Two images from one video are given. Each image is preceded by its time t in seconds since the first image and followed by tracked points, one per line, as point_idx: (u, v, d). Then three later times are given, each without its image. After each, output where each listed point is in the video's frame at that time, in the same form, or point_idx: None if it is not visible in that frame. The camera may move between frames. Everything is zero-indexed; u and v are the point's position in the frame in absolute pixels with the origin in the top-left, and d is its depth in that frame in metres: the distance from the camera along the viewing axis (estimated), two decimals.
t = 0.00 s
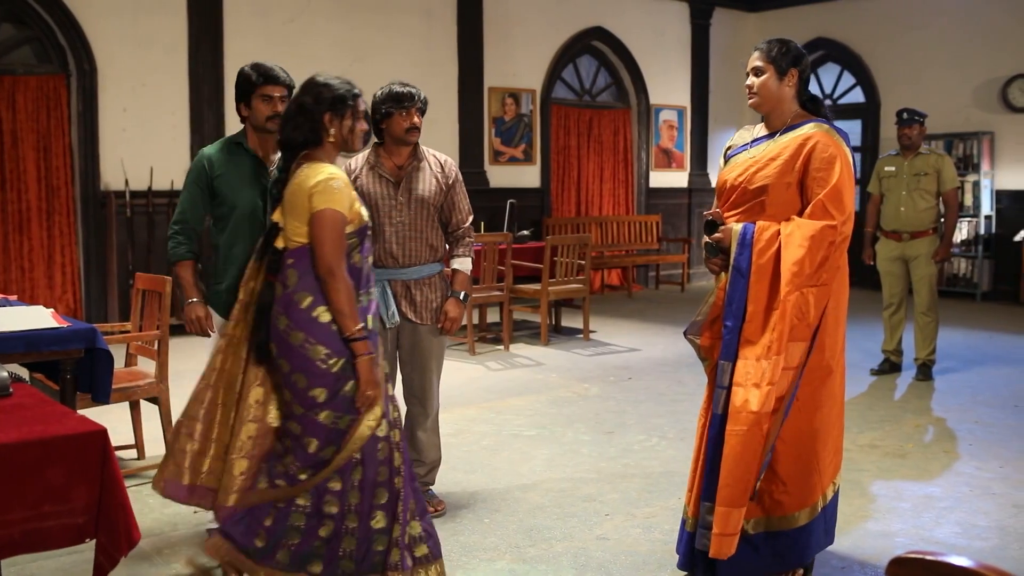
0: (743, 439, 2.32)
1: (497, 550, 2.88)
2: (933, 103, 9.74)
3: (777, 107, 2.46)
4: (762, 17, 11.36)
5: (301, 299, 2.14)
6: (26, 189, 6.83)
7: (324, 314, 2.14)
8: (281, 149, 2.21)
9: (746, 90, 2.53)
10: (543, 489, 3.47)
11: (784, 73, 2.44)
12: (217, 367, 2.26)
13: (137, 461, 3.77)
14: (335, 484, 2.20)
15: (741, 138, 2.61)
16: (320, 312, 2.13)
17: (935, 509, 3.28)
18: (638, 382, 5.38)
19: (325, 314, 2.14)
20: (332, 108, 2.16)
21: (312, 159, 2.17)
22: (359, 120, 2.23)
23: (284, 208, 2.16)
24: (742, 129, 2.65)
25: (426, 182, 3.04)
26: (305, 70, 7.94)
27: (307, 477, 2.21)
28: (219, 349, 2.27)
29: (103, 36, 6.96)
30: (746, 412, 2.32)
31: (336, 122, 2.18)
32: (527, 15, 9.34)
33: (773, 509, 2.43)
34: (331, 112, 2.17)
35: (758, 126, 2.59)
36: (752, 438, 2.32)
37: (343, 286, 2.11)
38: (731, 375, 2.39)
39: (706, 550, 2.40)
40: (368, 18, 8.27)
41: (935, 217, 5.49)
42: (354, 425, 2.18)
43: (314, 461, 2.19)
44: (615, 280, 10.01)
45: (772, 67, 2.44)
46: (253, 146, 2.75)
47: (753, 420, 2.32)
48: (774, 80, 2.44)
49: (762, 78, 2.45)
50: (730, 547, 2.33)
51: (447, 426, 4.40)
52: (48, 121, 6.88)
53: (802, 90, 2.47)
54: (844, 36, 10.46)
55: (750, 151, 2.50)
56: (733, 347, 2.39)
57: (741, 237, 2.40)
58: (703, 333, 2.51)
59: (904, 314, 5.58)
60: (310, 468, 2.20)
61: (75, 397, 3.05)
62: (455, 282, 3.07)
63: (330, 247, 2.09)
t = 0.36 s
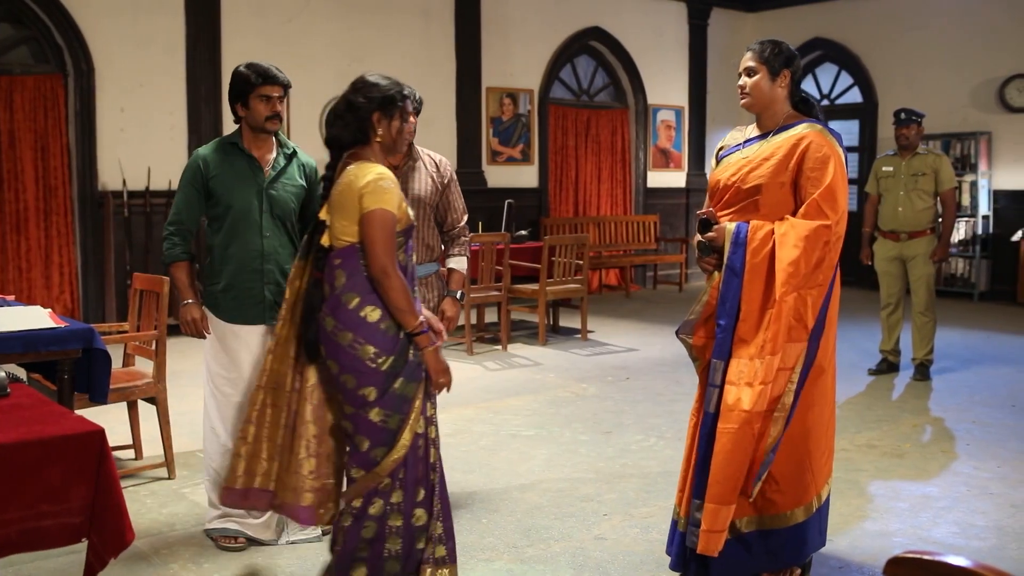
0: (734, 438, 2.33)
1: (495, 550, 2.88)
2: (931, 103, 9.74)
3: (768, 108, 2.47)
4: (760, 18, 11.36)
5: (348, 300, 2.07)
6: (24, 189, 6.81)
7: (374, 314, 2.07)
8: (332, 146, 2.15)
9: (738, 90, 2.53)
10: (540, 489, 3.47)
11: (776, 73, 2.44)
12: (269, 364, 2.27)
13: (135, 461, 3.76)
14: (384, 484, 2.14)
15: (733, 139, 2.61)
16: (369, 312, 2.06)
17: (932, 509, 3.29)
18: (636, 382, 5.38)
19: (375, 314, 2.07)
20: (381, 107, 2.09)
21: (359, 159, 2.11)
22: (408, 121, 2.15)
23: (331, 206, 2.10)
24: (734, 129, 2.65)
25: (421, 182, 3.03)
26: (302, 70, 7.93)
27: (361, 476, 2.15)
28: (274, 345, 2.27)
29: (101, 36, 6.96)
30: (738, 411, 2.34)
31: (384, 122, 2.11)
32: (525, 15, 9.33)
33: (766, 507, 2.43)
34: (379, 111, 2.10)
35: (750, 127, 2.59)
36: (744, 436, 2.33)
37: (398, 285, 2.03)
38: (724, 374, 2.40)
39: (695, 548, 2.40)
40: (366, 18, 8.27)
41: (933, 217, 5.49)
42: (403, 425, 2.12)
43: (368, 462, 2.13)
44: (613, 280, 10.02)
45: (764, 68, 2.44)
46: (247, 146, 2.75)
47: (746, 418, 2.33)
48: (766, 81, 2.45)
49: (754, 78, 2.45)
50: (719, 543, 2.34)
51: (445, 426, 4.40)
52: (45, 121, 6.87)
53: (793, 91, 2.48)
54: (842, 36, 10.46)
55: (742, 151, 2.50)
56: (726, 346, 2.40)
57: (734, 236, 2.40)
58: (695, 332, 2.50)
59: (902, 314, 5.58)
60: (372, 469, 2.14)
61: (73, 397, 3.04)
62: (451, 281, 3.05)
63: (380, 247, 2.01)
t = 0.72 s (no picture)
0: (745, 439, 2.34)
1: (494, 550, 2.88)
2: (930, 103, 9.74)
3: (763, 108, 2.47)
4: (758, 18, 11.36)
5: (386, 303, 2.18)
6: (23, 189, 6.82)
7: (410, 318, 2.17)
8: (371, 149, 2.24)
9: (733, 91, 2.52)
10: (540, 489, 3.47)
11: (771, 74, 2.44)
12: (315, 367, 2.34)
13: (134, 461, 3.76)
14: (395, 481, 2.24)
15: (728, 139, 2.61)
16: (405, 316, 2.17)
17: (931, 509, 3.29)
18: (635, 382, 5.38)
19: (411, 318, 2.17)
20: (422, 115, 2.18)
21: (398, 164, 2.20)
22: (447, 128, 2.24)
23: (369, 208, 2.20)
24: (729, 129, 2.65)
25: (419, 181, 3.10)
26: (301, 70, 7.93)
27: (371, 468, 2.28)
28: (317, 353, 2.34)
29: (100, 36, 6.96)
30: (745, 413, 2.34)
31: (425, 129, 2.20)
32: (524, 15, 9.33)
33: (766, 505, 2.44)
34: (421, 119, 2.18)
35: (744, 127, 2.59)
36: (752, 437, 2.34)
37: (437, 290, 2.13)
38: (724, 374, 2.39)
39: (704, 549, 2.40)
40: (365, 18, 8.27)
41: (932, 217, 5.49)
42: (421, 426, 2.22)
43: (379, 457, 2.26)
44: (612, 280, 10.02)
45: (759, 69, 2.44)
46: (244, 146, 2.74)
47: (755, 419, 2.33)
48: (760, 82, 2.44)
49: (749, 79, 2.45)
50: (733, 545, 2.34)
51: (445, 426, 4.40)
52: (44, 121, 6.87)
53: (788, 92, 2.48)
54: (841, 36, 10.47)
55: (737, 151, 2.50)
56: (726, 346, 2.39)
57: (730, 236, 2.40)
58: (691, 332, 2.50)
59: (900, 314, 5.58)
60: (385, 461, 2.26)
61: (72, 397, 3.03)
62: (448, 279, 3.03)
63: (420, 251, 2.11)
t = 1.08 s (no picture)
0: (751, 441, 2.34)
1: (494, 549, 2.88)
2: (929, 103, 9.74)
3: (758, 109, 2.47)
4: (757, 18, 11.37)
5: (435, 302, 2.29)
6: (21, 189, 6.81)
7: (459, 317, 2.29)
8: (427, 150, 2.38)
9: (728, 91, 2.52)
10: (538, 489, 3.47)
11: (767, 74, 2.44)
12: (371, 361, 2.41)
13: (133, 461, 3.76)
14: (443, 468, 2.36)
15: (723, 139, 2.61)
16: (454, 315, 2.28)
17: (929, 508, 3.29)
18: (633, 382, 5.39)
19: (459, 316, 2.29)
20: (477, 120, 2.31)
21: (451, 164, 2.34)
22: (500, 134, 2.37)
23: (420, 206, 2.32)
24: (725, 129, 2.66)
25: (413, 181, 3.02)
26: (300, 70, 7.93)
27: (424, 454, 2.38)
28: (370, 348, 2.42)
29: (99, 36, 6.95)
30: (748, 414, 2.34)
31: (478, 134, 2.33)
32: (522, 15, 9.34)
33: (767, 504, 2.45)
34: (475, 124, 2.32)
35: (739, 127, 2.60)
36: (756, 439, 2.34)
37: (485, 288, 2.26)
38: (724, 375, 2.39)
39: (711, 553, 2.39)
40: (363, 18, 8.27)
41: (931, 217, 5.49)
42: (476, 421, 2.34)
43: (435, 444, 2.37)
44: (611, 280, 10.02)
45: (754, 70, 2.44)
46: (241, 147, 2.73)
47: (760, 420, 2.34)
48: (756, 83, 2.45)
49: (744, 81, 2.45)
50: (744, 547, 2.34)
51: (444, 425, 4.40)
52: (43, 121, 6.86)
53: (783, 92, 2.49)
54: (839, 36, 10.48)
55: (733, 151, 2.51)
56: (724, 347, 2.39)
57: (726, 236, 2.39)
58: (687, 332, 2.49)
59: (899, 314, 5.59)
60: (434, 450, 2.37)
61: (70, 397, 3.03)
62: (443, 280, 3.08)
63: (473, 248, 2.24)
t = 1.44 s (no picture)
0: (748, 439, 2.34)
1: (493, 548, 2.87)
2: (928, 103, 9.74)
3: (754, 110, 2.47)
4: (756, 18, 11.37)
5: (459, 299, 2.49)
6: (20, 189, 6.80)
7: (480, 316, 2.47)
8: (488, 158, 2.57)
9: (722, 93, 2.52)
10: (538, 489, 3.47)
11: (759, 76, 2.44)
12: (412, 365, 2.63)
13: (132, 461, 3.76)
14: (512, 465, 2.53)
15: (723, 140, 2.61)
16: (476, 313, 2.47)
17: (928, 508, 3.29)
18: (633, 382, 5.39)
19: (480, 315, 2.47)
20: (543, 132, 2.49)
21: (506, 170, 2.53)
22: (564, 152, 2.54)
23: (471, 209, 2.51)
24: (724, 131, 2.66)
25: (412, 182, 3.05)
26: (299, 71, 7.93)
27: (489, 455, 2.55)
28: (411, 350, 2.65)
29: (99, 36, 6.95)
30: (745, 413, 2.34)
31: (540, 146, 2.51)
32: (522, 16, 9.34)
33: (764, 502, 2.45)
34: (541, 136, 2.50)
35: (738, 128, 2.59)
36: (754, 438, 2.34)
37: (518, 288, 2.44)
38: (721, 375, 2.39)
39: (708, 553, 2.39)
40: (363, 18, 8.27)
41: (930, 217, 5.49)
42: (526, 418, 2.51)
43: (497, 443, 2.54)
44: (610, 280, 10.03)
45: (746, 72, 2.44)
46: (236, 147, 2.72)
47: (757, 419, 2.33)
48: (749, 85, 2.44)
49: (738, 83, 2.45)
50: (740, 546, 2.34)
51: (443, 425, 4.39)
52: (42, 121, 6.86)
53: (777, 91, 2.48)
54: (839, 36, 10.48)
55: (731, 152, 2.51)
56: (721, 348, 2.39)
57: (724, 236, 2.40)
58: (686, 332, 2.50)
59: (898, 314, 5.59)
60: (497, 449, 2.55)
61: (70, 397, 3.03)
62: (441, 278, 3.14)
63: (522, 257, 2.43)
